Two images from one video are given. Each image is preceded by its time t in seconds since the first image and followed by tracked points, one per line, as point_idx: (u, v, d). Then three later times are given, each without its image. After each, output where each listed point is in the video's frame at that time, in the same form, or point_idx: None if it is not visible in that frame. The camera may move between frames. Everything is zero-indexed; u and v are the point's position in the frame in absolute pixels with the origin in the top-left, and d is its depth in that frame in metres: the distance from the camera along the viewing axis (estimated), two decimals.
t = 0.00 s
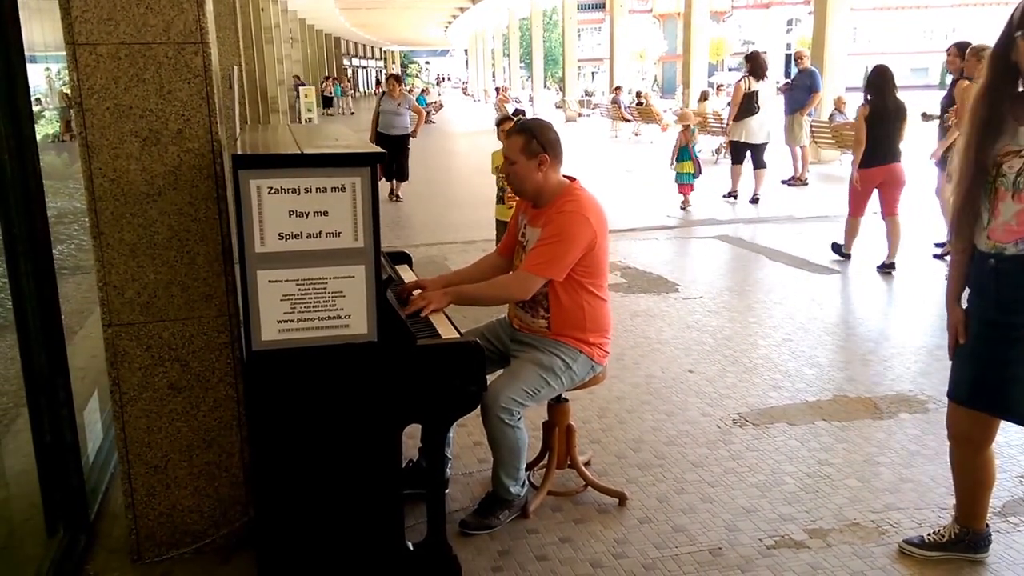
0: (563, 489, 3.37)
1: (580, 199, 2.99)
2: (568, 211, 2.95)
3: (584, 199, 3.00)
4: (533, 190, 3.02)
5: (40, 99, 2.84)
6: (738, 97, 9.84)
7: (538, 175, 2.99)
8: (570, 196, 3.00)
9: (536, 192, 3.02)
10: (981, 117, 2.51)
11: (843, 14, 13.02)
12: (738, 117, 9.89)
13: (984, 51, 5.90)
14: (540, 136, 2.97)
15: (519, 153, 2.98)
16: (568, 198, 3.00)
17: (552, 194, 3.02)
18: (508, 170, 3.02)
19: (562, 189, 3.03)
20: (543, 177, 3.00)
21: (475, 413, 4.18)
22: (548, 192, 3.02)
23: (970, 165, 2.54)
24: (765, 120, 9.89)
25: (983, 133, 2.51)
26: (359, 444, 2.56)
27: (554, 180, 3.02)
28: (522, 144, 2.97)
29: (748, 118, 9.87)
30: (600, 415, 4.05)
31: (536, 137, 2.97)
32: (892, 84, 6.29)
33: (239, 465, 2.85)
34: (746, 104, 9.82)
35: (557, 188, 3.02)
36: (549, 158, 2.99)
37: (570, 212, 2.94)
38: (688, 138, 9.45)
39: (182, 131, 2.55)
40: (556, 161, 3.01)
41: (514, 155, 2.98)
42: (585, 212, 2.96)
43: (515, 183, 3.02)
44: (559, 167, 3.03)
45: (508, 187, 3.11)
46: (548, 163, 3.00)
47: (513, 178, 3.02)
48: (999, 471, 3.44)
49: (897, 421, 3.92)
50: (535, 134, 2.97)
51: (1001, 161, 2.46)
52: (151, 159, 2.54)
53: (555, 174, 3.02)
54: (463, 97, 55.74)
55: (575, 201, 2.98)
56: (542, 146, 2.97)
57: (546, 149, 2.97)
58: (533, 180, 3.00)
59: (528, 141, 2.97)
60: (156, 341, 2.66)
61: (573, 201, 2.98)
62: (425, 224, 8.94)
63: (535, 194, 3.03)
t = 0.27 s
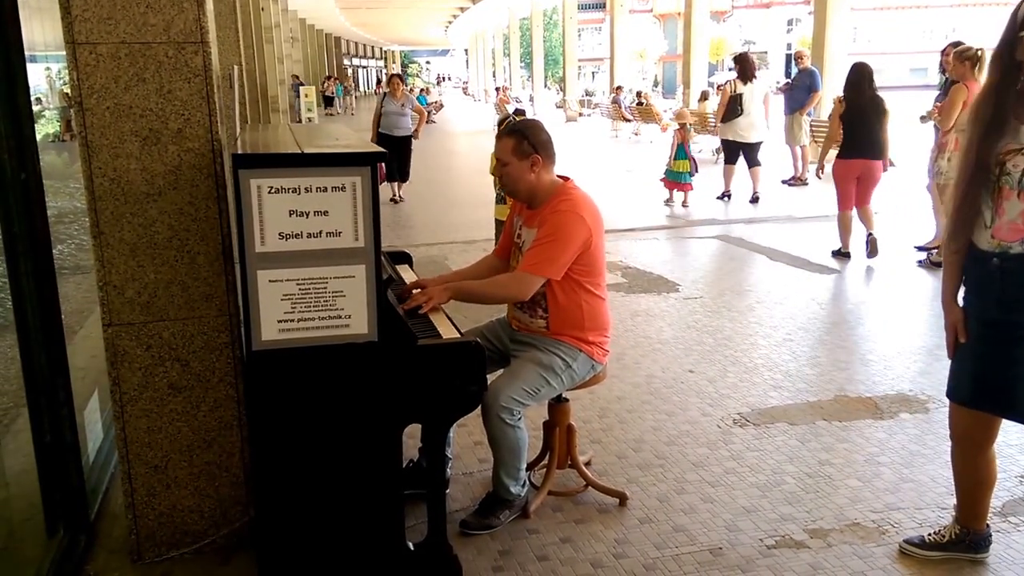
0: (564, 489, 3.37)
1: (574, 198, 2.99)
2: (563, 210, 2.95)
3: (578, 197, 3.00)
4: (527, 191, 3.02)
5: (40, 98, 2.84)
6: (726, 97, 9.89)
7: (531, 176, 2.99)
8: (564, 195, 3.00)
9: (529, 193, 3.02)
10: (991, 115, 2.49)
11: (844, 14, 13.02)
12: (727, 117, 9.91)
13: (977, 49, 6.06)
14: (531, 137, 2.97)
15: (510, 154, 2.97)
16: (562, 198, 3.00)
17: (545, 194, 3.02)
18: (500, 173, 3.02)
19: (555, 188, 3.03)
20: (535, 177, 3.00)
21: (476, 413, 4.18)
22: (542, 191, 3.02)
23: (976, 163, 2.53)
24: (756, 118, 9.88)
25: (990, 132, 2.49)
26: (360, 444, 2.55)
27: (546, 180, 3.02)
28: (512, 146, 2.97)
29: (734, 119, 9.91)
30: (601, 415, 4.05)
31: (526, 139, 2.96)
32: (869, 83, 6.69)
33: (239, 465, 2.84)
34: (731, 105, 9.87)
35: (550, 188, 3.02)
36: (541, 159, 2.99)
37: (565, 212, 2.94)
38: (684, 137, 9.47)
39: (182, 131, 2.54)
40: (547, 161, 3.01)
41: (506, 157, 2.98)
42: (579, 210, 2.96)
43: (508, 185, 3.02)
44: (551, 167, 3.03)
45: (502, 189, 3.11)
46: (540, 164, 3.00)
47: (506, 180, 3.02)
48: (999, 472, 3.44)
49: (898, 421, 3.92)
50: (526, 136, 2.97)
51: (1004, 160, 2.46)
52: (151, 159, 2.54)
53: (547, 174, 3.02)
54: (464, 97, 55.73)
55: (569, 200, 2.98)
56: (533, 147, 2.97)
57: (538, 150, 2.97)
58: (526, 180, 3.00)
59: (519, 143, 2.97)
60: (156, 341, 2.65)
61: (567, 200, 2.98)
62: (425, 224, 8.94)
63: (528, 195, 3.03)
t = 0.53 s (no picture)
0: (564, 489, 3.36)
1: (569, 197, 2.99)
2: (558, 210, 2.95)
3: (572, 197, 3.00)
4: (521, 192, 3.01)
5: (40, 98, 2.84)
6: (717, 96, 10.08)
7: (524, 177, 2.99)
8: (559, 195, 3.00)
9: (523, 194, 3.02)
10: (1003, 115, 2.45)
11: (845, 14, 13.01)
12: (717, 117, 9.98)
13: (964, 48, 6.27)
14: (523, 138, 2.96)
15: (502, 156, 2.97)
16: (556, 198, 3.00)
17: (540, 194, 3.02)
18: (494, 175, 3.02)
19: (549, 188, 3.03)
20: (529, 178, 2.99)
21: (476, 413, 4.17)
22: (537, 191, 3.02)
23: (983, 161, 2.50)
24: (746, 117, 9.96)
25: (999, 131, 2.47)
26: (359, 444, 2.55)
27: (540, 181, 3.01)
28: (504, 148, 2.96)
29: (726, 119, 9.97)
30: (601, 415, 4.05)
31: (517, 140, 2.96)
32: (862, 85, 7.03)
33: (239, 466, 2.84)
34: (721, 106, 9.95)
35: (544, 188, 3.02)
36: (533, 160, 2.98)
37: (559, 212, 2.94)
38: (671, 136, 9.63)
39: (182, 131, 2.54)
40: (540, 162, 3.00)
41: (498, 159, 2.98)
42: (574, 210, 2.96)
43: (502, 187, 3.02)
44: (544, 167, 3.02)
45: (496, 191, 3.11)
46: (533, 165, 2.99)
47: (500, 182, 3.02)
48: (1000, 472, 3.44)
49: (898, 421, 3.91)
50: (516, 137, 2.96)
51: (1010, 161, 2.46)
52: (151, 158, 2.54)
53: (541, 175, 3.01)
54: (464, 97, 55.72)
55: (563, 200, 2.98)
56: (525, 148, 2.96)
57: (529, 151, 2.97)
58: (519, 181, 3.00)
59: (510, 145, 2.96)
60: (156, 341, 2.65)
61: (561, 200, 2.98)
62: (425, 224, 8.94)
63: (523, 196, 3.02)
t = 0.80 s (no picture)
0: (564, 489, 3.36)
1: (563, 196, 2.99)
2: (553, 210, 2.94)
3: (566, 195, 3.00)
4: (515, 193, 3.01)
5: (40, 98, 2.84)
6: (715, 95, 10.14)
7: (518, 178, 2.99)
8: (553, 194, 3.00)
9: (517, 195, 3.01)
10: (1008, 114, 2.43)
11: (846, 15, 13.01)
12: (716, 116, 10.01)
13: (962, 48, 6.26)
14: (514, 139, 2.95)
15: (495, 158, 2.96)
16: (550, 197, 3.00)
17: (535, 194, 3.02)
18: (487, 177, 3.02)
19: (543, 188, 3.03)
20: (522, 179, 2.99)
21: (476, 414, 4.17)
22: (531, 192, 3.01)
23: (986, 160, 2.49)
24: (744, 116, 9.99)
25: (1004, 130, 2.44)
26: (360, 444, 2.55)
27: (533, 181, 3.01)
28: (496, 149, 2.96)
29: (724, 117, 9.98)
30: (601, 416, 4.05)
31: (510, 141, 2.95)
32: (861, 82, 7.15)
33: (240, 466, 2.84)
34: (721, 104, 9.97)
35: (538, 188, 3.02)
36: (526, 161, 2.98)
37: (554, 211, 2.94)
38: (666, 137, 9.75)
39: (182, 131, 2.54)
40: (533, 162, 3.00)
41: (491, 161, 2.98)
42: (568, 208, 2.96)
43: (495, 188, 3.01)
44: (537, 167, 3.02)
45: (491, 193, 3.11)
46: (526, 165, 2.99)
47: (493, 184, 3.01)
48: (1001, 472, 3.43)
49: (899, 422, 3.91)
50: (509, 138, 2.95)
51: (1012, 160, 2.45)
52: (151, 158, 2.54)
53: (533, 175, 3.01)
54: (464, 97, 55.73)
55: (556, 199, 2.97)
56: (518, 149, 2.95)
57: (522, 152, 2.96)
58: (513, 182, 2.99)
59: (503, 146, 2.95)
60: (156, 341, 2.65)
61: (555, 199, 2.98)
62: (426, 224, 8.94)
63: (518, 197, 3.02)
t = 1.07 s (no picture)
0: (564, 489, 3.36)
1: (558, 195, 2.99)
2: (549, 209, 2.95)
3: (561, 194, 3.00)
4: (511, 193, 3.00)
5: (40, 98, 2.84)
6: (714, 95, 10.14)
7: (515, 178, 2.98)
8: (548, 193, 3.00)
9: (514, 195, 3.01)
10: (1004, 113, 2.43)
11: (847, 15, 13.01)
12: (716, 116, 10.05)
13: (960, 48, 6.23)
14: (512, 140, 2.95)
15: (491, 158, 2.96)
16: (547, 197, 3.00)
17: (530, 194, 3.02)
18: (483, 178, 3.01)
19: (539, 187, 3.03)
20: (519, 179, 2.99)
21: (476, 414, 4.17)
22: (527, 192, 3.01)
23: (984, 160, 2.49)
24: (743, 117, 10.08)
25: (1000, 129, 2.45)
26: (360, 444, 2.55)
27: (530, 181, 3.01)
28: (493, 150, 2.95)
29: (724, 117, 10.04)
30: (601, 416, 4.04)
31: (506, 141, 2.95)
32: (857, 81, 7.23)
33: (240, 466, 2.84)
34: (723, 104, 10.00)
35: (534, 188, 3.02)
36: (523, 161, 2.97)
37: (550, 209, 2.94)
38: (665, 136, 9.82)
39: (182, 131, 2.54)
40: (530, 162, 3.00)
41: (488, 162, 2.97)
42: (564, 206, 2.96)
43: (492, 189, 3.00)
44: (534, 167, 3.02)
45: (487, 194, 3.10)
46: (522, 165, 2.98)
47: (489, 185, 3.00)
48: (1001, 473, 3.43)
49: (899, 422, 3.91)
50: (505, 139, 2.95)
51: (1010, 159, 2.45)
52: (152, 158, 2.53)
53: (530, 175, 3.01)
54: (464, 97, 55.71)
55: (552, 197, 2.98)
56: (514, 149, 2.95)
57: (519, 152, 2.96)
58: (510, 183, 2.99)
59: (499, 147, 2.95)
60: (156, 341, 2.65)
61: (550, 197, 2.98)
62: (427, 224, 8.94)
63: (514, 197, 3.02)
